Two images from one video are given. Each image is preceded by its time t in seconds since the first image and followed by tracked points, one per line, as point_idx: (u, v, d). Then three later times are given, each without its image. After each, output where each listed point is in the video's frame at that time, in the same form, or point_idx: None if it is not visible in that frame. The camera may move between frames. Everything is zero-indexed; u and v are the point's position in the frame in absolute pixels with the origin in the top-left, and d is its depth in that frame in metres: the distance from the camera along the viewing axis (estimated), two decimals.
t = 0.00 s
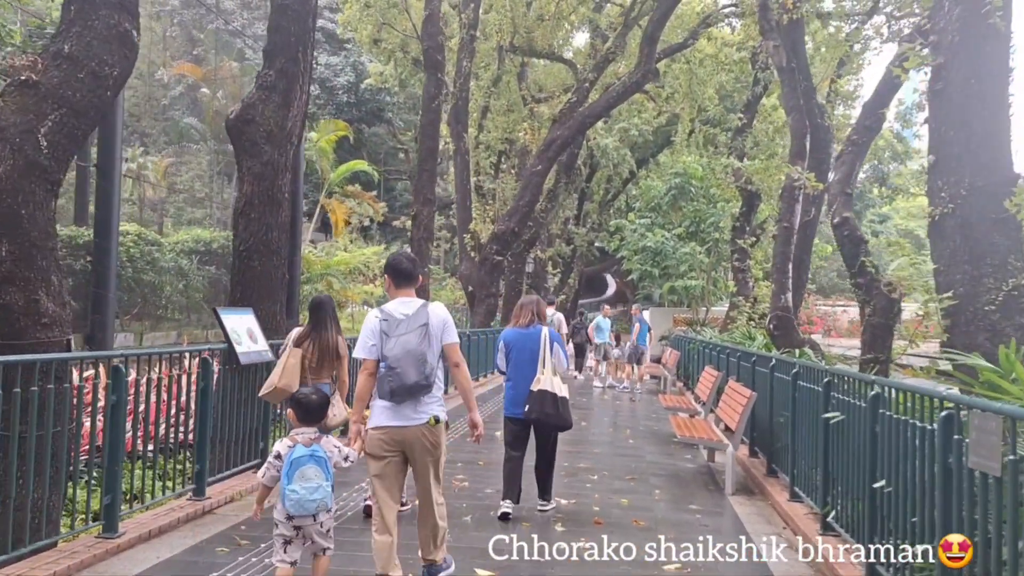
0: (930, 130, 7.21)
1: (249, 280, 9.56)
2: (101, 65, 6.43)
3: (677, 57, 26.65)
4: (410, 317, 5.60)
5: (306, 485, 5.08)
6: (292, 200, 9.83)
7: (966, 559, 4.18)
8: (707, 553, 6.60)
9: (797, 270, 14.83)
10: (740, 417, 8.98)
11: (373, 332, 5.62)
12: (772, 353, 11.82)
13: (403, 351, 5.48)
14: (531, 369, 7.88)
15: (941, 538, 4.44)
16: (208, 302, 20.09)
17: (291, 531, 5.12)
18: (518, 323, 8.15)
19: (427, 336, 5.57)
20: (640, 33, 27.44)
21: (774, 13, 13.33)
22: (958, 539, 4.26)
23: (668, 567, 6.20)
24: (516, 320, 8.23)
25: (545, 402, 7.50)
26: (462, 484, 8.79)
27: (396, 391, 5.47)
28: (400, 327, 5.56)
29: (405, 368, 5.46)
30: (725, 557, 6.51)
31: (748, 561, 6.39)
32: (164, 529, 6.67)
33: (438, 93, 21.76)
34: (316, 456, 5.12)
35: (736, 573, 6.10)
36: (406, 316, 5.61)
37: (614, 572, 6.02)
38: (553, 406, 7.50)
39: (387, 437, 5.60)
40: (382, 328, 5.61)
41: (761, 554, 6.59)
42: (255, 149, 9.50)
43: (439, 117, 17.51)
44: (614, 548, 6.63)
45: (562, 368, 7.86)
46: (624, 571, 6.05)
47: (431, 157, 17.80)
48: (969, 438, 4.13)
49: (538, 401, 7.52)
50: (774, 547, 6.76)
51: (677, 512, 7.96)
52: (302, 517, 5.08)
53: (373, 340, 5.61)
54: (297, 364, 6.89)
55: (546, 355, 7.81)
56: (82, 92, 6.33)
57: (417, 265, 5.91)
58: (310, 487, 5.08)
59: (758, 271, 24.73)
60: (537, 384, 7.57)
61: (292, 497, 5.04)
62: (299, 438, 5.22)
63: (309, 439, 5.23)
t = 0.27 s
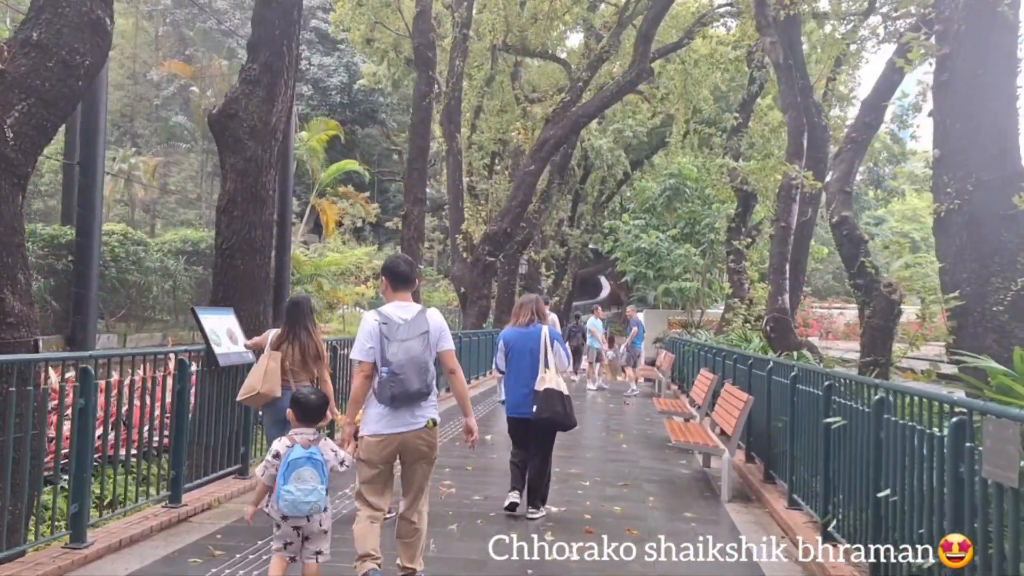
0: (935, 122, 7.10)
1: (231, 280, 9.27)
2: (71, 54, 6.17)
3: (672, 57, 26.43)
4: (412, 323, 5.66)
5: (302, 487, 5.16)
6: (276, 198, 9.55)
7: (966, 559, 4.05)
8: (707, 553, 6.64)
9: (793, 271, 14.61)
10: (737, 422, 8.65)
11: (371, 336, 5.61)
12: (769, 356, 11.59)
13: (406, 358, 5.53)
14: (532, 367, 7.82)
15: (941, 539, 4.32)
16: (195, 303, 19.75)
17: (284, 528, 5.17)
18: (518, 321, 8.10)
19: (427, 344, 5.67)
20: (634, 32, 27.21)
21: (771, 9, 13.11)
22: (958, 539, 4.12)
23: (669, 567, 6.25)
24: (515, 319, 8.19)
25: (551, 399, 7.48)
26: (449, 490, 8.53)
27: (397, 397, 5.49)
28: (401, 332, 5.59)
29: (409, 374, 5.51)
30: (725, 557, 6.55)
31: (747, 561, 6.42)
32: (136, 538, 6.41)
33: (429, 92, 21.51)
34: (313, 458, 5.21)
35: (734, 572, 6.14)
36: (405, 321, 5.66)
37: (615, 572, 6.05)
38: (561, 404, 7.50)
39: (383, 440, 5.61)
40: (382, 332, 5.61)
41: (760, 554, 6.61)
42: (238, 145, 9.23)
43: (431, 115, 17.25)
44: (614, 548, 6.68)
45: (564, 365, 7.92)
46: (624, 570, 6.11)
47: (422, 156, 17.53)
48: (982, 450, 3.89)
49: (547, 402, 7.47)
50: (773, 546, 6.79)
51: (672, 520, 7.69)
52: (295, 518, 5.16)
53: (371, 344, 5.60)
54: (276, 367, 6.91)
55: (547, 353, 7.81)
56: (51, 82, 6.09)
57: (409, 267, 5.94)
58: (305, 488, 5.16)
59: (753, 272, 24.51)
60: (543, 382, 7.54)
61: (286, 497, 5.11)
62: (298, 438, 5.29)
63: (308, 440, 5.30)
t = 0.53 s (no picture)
0: (944, 118, 6.94)
1: (214, 280, 8.98)
2: (44, 44, 6.02)
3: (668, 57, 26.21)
4: (405, 322, 5.56)
5: (289, 488, 5.10)
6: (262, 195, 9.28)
7: (967, 559, 4.07)
8: (706, 553, 6.77)
9: (791, 273, 14.38)
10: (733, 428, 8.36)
11: (363, 337, 5.50)
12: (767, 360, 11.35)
13: (402, 358, 5.43)
14: (532, 370, 7.58)
15: (941, 538, 4.37)
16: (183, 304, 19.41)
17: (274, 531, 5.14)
18: (515, 327, 7.94)
19: (422, 343, 5.57)
20: (630, 32, 26.97)
21: (769, 6, 12.86)
22: (958, 539, 4.17)
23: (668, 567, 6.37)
24: (512, 324, 8.01)
25: (555, 403, 7.39)
26: (438, 498, 8.25)
27: (394, 398, 5.41)
28: (395, 332, 5.49)
29: (405, 375, 5.43)
30: (725, 557, 6.68)
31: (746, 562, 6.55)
32: (108, 549, 6.14)
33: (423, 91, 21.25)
34: (301, 460, 5.14)
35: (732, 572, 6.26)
36: (398, 320, 5.55)
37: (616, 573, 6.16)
38: (562, 408, 7.43)
39: (376, 441, 5.54)
40: (374, 333, 5.50)
41: (759, 554, 6.75)
42: (222, 141, 8.96)
43: (423, 114, 16.98)
44: (614, 548, 6.79)
45: (562, 369, 7.79)
46: (625, 569, 6.23)
47: (414, 155, 17.24)
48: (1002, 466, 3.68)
49: (550, 405, 7.39)
50: (772, 546, 6.93)
51: (668, 530, 7.44)
52: (283, 520, 5.09)
53: (363, 344, 5.50)
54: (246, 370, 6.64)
55: (547, 356, 7.67)
56: (22, 73, 5.96)
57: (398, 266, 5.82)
58: (292, 490, 5.10)
59: (749, 274, 24.30)
60: (547, 385, 7.43)
61: (274, 499, 5.07)
62: (288, 442, 5.21)
63: (298, 443, 5.23)
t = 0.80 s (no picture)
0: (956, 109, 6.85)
1: (201, 277, 8.69)
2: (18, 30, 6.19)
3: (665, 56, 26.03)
4: (389, 326, 5.33)
5: (288, 480, 5.12)
6: (250, 190, 9.02)
7: (966, 560, 4.19)
8: (707, 553, 6.69)
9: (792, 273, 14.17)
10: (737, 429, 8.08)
11: (347, 341, 5.29)
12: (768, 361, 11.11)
13: (383, 363, 5.22)
14: (528, 370, 7.41)
15: (941, 537, 4.46)
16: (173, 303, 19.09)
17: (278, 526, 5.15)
18: (512, 325, 7.72)
19: (406, 347, 5.33)
20: (627, 31, 26.78)
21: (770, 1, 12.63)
22: (958, 539, 4.28)
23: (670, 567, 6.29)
24: (509, 322, 7.79)
25: (548, 404, 7.19)
26: (429, 502, 7.98)
27: (377, 404, 5.20)
28: (378, 336, 5.28)
29: (388, 381, 5.21)
30: (724, 557, 6.60)
31: (747, 561, 6.50)
32: (84, 557, 5.85)
33: (418, 88, 21.03)
34: (298, 452, 5.17)
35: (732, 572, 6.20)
36: (382, 325, 5.32)
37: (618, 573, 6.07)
38: (557, 407, 7.22)
39: (364, 443, 5.37)
40: (359, 338, 5.28)
41: (759, 554, 6.68)
42: (210, 134, 8.70)
43: (418, 111, 16.73)
44: (614, 548, 6.71)
45: (559, 369, 7.59)
46: (626, 569, 6.15)
47: (408, 153, 16.98)
48: None
49: (545, 405, 7.19)
50: (773, 546, 6.87)
51: (670, 536, 7.18)
52: (285, 512, 5.11)
53: (348, 350, 5.30)
54: (233, 367, 6.54)
55: (543, 356, 7.49)
56: None
57: (385, 267, 5.61)
58: (292, 481, 5.12)
59: (748, 274, 24.10)
60: (541, 385, 7.22)
61: (274, 491, 5.09)
62: (284, 435, 5.23)
63: (294, 436, 5.23)
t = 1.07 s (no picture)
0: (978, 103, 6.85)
1: (192, 278, 8.41)
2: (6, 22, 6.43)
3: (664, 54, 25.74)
4: (374, 321, 5.31)
5: (301, 489, 5.05)
6: (242, 187, 8.73)
7: (966, 559, 4.29)
8: (707, 553, 6.78)
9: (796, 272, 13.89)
10: (745, 434, 7.81)
11: (334, 339, 5.37)
12: (774, 363, 10.87)
13: (368, 358, 5.23)
14: (530, 373, 7.29)
15: (942, 538, 4.58)
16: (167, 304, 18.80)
17: (289, 535, 5.14)
18: (514, 326, 7.54)
19: (392, 341, 5.31)
20: (626, 29, 26.51)
21: None
22: (959, 539, 4.39)
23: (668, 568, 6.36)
24: (511, 323, 7.62)
25: (548, 408, 7.00)
26: (426, 511, 7.68)
27: (363, 400, 5.23)
28: (363, 332, 5.29)
29: (372, 376, 5.22)
30: (724, 557, 6.71)
31: (747, 562, 6.59)
32: (64, 572, 5.55)
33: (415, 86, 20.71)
34: (311, 460, 5.11)
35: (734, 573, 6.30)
36: (369, 320, 5.33)
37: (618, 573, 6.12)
38: (558, 411, 7.02)
39: (357, 440, 5.39)
40: (346, 334, 5.33)
41: (759, 554, 6.81)
42: (199, 130, 8.40)
43: (415, 109, 16.43)
44: (614, 548, 6.76)
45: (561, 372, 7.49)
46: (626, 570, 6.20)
47: (405, 151, 16.68)
48: None
49: (542, 408, 7.01)
50: (772, 547, 7.02)
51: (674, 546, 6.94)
52: (296, 520, 5.05)
53: (336, 347, 5.37)
54: (246, 372, 6.34)
55: (546, 359, 7.37)
56: None
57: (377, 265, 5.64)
58: (305, 490, 5.06)
59: (749, 274, 23.84)
60: (540, 390, 7.06)
61: (287, 500, 4.99)
62: (293, 442, 5.17)
63: (303, 443, 5.18)
